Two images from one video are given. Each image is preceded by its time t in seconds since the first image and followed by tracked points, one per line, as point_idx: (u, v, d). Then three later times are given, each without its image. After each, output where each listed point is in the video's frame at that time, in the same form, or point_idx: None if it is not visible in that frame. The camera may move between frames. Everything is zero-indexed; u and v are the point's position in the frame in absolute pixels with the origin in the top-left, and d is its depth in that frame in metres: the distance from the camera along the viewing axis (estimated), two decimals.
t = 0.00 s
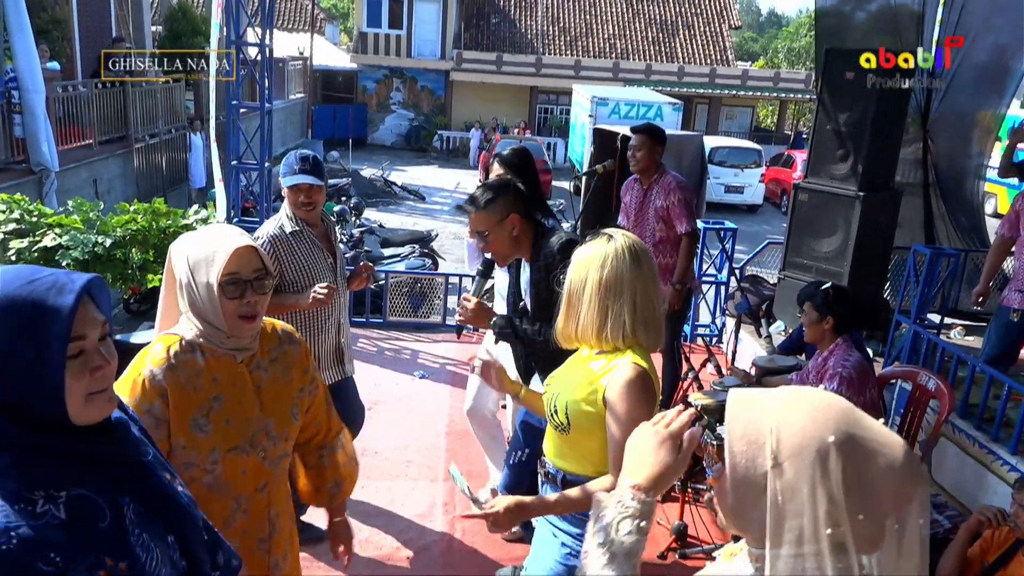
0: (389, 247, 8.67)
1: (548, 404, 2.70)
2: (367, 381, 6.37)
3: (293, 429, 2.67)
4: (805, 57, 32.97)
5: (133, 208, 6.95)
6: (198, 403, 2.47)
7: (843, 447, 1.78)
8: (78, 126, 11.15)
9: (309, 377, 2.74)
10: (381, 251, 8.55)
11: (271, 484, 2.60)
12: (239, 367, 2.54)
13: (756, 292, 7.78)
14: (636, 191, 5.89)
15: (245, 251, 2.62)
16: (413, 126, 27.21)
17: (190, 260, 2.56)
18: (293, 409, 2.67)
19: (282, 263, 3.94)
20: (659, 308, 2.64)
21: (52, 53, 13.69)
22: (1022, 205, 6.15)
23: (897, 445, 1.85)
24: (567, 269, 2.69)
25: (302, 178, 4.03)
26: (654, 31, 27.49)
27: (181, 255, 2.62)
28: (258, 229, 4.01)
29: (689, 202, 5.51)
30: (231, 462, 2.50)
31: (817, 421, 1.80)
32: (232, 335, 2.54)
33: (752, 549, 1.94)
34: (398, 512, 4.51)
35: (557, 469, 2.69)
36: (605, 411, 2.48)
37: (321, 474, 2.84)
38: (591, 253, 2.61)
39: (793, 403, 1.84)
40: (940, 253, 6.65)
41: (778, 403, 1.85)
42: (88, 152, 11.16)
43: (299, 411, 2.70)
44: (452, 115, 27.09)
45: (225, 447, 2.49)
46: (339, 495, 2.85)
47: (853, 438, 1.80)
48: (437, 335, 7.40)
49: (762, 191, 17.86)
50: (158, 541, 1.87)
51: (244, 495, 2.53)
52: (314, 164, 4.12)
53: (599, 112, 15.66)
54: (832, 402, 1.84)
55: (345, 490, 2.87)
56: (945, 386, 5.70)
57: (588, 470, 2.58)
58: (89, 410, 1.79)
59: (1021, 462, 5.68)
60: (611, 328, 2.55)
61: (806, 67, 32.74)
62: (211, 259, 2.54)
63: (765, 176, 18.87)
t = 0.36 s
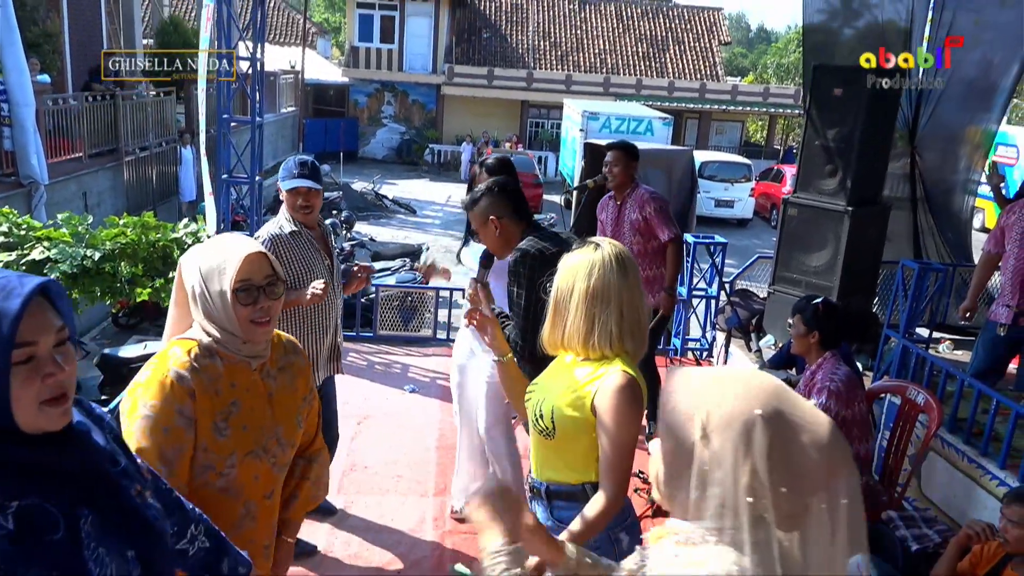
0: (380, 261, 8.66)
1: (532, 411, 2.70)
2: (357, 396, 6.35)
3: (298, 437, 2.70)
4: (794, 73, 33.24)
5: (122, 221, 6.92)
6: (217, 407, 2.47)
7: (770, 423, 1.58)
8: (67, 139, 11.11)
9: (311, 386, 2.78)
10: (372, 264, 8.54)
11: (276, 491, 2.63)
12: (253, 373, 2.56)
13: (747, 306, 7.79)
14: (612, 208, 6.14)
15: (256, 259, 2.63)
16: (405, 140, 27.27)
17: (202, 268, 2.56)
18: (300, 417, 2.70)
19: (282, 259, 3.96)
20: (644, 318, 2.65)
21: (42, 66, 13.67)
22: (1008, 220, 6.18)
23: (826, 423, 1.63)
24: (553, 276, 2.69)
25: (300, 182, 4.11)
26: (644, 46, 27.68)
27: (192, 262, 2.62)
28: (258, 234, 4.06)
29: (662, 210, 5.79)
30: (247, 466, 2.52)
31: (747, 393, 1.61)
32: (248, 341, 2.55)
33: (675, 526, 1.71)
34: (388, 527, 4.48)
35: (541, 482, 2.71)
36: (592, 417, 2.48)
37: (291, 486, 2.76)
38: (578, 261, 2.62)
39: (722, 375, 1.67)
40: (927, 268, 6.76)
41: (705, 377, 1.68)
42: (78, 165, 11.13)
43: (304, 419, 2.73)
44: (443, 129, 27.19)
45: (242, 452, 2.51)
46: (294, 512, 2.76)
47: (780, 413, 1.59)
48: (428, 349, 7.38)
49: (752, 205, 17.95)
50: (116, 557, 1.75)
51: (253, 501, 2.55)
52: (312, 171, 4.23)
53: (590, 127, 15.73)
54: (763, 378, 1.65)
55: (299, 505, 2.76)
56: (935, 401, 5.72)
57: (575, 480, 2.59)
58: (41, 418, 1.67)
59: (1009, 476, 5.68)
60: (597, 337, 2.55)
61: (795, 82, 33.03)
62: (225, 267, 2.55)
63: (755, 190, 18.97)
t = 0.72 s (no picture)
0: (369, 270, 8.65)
1: (519, 429, 2.70)
2: (344, 406, 6.35)
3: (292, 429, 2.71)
4: (782, 83, 33.47)
5: (109, 231, 6.87)
6: (207, 403, 2.47)
7: (666, 405, 1.73)
8: (55, 147, 11.06)
9: (301, 379, 2.78)
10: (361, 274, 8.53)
11: (273, 484, 2.65)
12: (241, 369, 2.55)
13: (735, 315, 7.81)
14: (599, 218, 6.23)
15: (245, 259, 2.57)
16: (394, 150, 27.16)
17: (190, 270, 2.50)
18: (291, 410, 2.71)
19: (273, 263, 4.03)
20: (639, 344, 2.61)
21: (29, 74, 13.60)
22: (994, 230, 6.23)
23: (724, 404, 1.75)
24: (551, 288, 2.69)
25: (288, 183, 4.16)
26: (633, 56, 27.83)
27: (178, 262, 2.55)
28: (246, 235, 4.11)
29: (651, 220, 5.92)
30: (242, 460, 2.53)
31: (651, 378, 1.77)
32: (235, 338, 2.53)
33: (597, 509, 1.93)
34: (377, 537, 4.46)
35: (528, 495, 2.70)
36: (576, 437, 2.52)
37: (321, 468, 2.94)
38: (574, 281, 2.62)
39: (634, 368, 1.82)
40: (914, 278, 6.84)
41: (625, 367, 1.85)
42: (66, 174, 11.08)
43: (296, 412, 2.74)
44: (433, 138, 27.22)
45: (236, 446, 2.51)
46: (340, 488, 2.95)
47: (677, 398, 1.74)
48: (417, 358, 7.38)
49: (741, 215, 18.02)
50: None
51: (253, 495, 2.57)
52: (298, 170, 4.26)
53: (580, 136, 15.79)
54: (668, 365, 1.81)
55: (344, 481, 2.97)
56: (923, 410, 5.77)
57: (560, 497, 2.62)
58: None
59: (997, 485, 5.72)
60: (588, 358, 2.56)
61: (783, 92, 33.22)
62: (214, 267, 2.49)
63: (744, 200, 19.07)
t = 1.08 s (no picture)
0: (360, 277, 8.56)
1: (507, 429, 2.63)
2: (334, 415, 6.31)
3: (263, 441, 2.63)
4: (776, 91, 33.51)
5: (95, 237, 6.79)
6: (162, 424, 2.40)
7: (612, 414, 1.85)
8: (41, 152, 10.95)
9: (274, 387, 2.69)
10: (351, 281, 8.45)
11: (246, 499, 2.58)
12: (198, 385, 2.48)
13: (729, 324, 7.76)
14: (593, 222, 6.21)
15: (199, 271, 2.51)
16: (385, 156, 27.01)
17: (142, 287, 2.45)
18: (261, 422, 2.63)
19: (240, 271, 4.08)
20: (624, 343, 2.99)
21: (16, 78, 13.47)
22: (990, 238, 6.16)
23: (664, 410, 1.91)
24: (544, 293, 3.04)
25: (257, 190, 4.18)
26: (627, 63, 27.84)
27: (131, 277, 2.50)
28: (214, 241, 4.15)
29: (645, 223, 5.89)
30: (205, 480, 2.46)
31: (594, 390, 1.87)
32: (191, 353, 2.47)
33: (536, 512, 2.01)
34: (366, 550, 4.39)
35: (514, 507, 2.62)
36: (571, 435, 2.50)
37: (329, 464, 2.81)
38: (564, 284, 2.97)
39: (586, 377, 1.91)
40: (910, 287, 6.84)
41: (578, 373, 1.95)
42: (52, 179, 10.98)
43: (268, 422, 2.66)
44: (425, 145, 27.16)
45: (197, 466, 2.44)
46: (359, 474, 2.82)
47: (620, 407, 1.85)
48: (409, 367, 7.30)
49: (736, 223, 17.98)
50: None
51: (223, 513, 2.51)
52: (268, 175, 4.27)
53: (573, 144, 15.75)
54: (609, 374, 1.93)
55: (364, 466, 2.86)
56: (918, 420, 5.73)
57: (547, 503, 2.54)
58: None
59: (994, 497, 5.67)
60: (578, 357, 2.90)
61: (777, 100, 33.26)
62: (166, 281, 2.45)
63: (738, 208, 19.04)
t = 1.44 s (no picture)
0: (350, 282, 8.33)
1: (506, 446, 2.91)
2: (322, 427, 6.21)
3: (207, 467, 2.61)
4: (782, 91, 33.17)
5: (76, 239, 6.55)
6: (99, 448, 2.35)
7: (518, 456, 1.79)
8: (20, 151, 10.71)
9: (221, 411, 2.67)
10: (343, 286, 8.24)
11: (186, 530, 2.54)
12: (139, 407, 2.44)
13: (733, 333, 7.56)
14: (594, 223, 6.02)
15: (146, 283, 2.47)
16: (377, 156, 26.89)
17: (80, 298, 2.38)
18: (206, 447, 2.60)
19: (201, 273, 4.23)
20: (626, 361, 3.09)
21: None
22: (1002, 243, 5.95)
23: (576, 452, 1.84)
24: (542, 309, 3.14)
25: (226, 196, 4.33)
26: (627, 62, 27.58)
27: (67, 285, 2.42)
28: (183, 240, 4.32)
29: (646, 227, 5.69)
30: (141, 511, 2.41)
31: (506, 421, 1.83)
32: (134, 372, 2.42)
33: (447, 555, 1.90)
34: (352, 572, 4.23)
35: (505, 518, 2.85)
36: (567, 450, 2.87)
37: (265, 503, 2.75)
38: (567, 300, 3.05)
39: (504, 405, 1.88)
40: (919, 295, 6.64)
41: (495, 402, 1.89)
42: (31, 179, 10.75)
43: (213, 449, 2.63)
44: (418, 145, 26.99)
45: (133, 495, 2.39)
46: (297, 521, 2.75)
47: (528, 449, 1.80)
48: (400, 376, 7.11)
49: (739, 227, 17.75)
50: None
51: (160, 546, 2.46)
52: (243, 179, 4.41)
53: (572, 145, 15.53)
54: (517, 409, 1.87)
55: (299, 515, 2.77)
56: (929, 434, 5.52)
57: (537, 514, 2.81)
58: None
59: (1006, 514, 5.44)
60: (581, 375, 3.01)
61: (782, 101, 32.85)
62: (110, 291, 2.39)
63: (742, 212, 18.78)
